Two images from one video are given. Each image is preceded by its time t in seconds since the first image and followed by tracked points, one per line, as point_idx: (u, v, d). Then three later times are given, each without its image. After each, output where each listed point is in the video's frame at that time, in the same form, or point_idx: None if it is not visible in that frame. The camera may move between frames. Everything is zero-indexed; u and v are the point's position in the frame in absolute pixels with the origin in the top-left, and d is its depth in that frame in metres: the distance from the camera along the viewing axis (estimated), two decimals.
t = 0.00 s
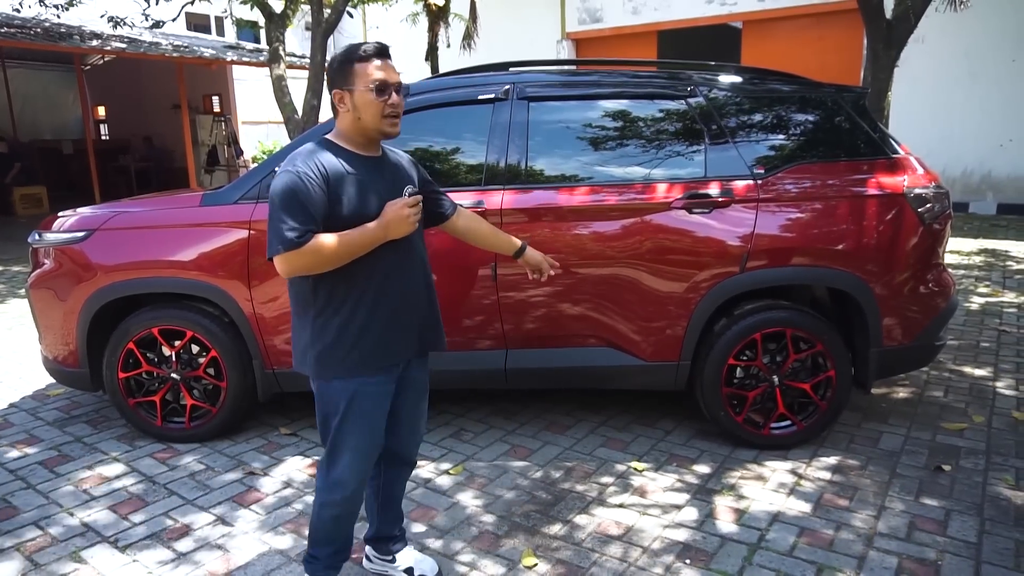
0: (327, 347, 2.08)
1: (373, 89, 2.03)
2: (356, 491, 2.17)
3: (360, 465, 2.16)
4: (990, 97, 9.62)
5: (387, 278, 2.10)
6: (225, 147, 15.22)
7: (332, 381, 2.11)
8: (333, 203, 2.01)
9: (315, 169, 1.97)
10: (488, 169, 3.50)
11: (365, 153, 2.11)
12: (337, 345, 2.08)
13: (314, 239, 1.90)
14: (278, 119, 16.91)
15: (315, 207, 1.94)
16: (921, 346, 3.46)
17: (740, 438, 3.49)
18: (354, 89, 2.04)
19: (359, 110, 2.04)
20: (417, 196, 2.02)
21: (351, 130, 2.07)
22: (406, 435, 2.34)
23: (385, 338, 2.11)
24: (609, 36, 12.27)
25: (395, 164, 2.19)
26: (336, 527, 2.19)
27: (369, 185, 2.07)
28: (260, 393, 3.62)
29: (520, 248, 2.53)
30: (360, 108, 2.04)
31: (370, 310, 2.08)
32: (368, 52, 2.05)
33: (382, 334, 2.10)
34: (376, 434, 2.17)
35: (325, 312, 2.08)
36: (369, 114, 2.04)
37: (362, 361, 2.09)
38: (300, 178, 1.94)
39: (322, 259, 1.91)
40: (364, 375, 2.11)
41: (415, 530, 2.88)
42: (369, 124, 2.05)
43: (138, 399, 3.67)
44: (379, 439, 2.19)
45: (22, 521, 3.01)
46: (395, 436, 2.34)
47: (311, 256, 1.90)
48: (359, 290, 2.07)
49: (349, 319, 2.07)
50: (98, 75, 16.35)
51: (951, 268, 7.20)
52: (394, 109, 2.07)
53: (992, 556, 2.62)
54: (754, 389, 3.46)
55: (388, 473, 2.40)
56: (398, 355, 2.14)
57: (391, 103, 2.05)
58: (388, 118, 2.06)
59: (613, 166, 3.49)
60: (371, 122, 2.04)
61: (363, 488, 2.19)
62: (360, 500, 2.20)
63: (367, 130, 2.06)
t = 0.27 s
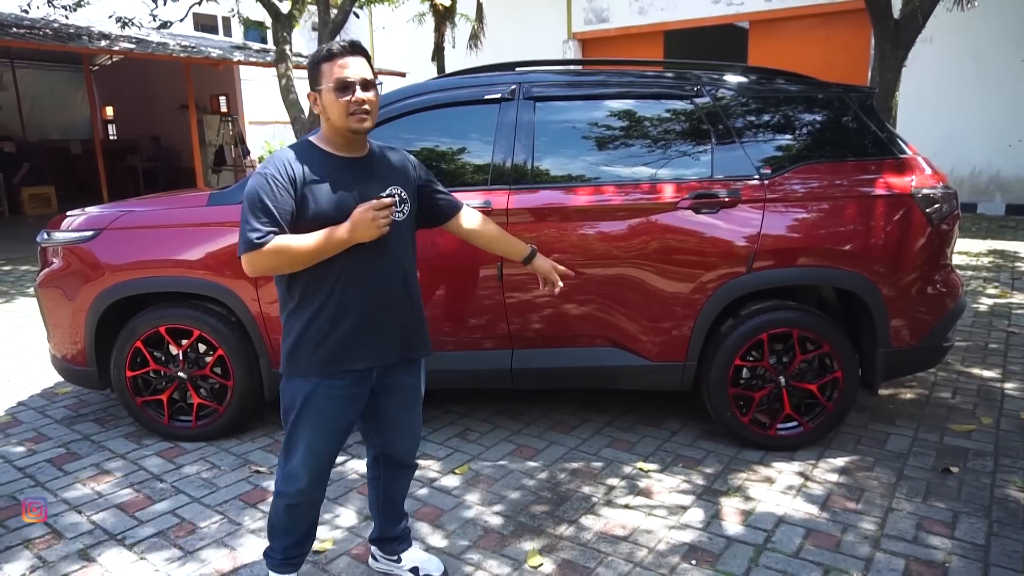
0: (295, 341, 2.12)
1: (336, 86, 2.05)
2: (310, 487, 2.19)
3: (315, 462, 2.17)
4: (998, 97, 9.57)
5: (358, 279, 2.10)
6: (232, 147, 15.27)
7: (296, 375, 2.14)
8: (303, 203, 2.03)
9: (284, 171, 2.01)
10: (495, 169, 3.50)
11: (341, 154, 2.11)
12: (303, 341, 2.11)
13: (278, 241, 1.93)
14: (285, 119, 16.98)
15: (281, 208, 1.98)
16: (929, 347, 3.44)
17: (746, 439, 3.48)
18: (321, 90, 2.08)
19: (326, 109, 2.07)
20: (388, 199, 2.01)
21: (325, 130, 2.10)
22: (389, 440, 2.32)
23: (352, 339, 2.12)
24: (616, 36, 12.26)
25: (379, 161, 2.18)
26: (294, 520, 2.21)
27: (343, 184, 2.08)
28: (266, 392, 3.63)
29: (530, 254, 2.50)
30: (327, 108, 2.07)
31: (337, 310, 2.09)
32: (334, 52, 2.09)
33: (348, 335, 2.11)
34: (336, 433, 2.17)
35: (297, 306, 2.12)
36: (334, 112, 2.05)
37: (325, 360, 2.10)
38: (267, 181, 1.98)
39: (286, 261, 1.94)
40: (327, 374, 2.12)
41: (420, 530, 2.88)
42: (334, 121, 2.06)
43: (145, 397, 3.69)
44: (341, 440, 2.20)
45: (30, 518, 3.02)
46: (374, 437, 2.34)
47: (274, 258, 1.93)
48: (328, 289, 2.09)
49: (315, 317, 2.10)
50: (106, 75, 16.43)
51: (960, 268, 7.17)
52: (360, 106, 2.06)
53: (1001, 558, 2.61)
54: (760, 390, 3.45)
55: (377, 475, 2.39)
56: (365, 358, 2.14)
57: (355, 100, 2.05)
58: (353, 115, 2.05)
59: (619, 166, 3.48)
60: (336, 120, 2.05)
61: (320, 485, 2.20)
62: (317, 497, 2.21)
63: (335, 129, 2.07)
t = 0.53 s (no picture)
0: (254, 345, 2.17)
1: (286, 88, 2.07)
2: (292, 487, 2.20)
3: (287, 463, 2.18)
4: (1006, 97, 9.53)
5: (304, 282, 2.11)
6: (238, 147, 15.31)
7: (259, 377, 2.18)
8: (253, 206, 2.09)
9: (235, 177, 2.09)
10: (500, 170, 3.50)
11: (298, 156, 2.13)
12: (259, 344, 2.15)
13: (222, 245, 2.02)
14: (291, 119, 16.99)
15: (228, 213, 2.07)
16: (936, 349, 3.43)
17: (752, 440, 3.47)
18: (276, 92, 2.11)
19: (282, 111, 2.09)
20: (329, 203, 1.98)
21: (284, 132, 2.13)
22: (369, 443, 2.28)
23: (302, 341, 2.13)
24: (621, 36, 12.24)
25: (335, 163, 2.15)
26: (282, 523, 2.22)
27: (290, 188, 2.09)
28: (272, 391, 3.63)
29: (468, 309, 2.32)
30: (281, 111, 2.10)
31: (286, 313, 2.12)
32: (288, 53, 2.11)
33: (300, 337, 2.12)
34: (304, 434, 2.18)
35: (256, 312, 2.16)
36: (287, 114, 2.07)
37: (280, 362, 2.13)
38: (220, 187, 2.08)
39: (230, 265, 2.02)
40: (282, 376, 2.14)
41: (425, 531, 2.88)
42: (287, 123, 2.08)
43: (151, 397, 3.70)
44: (310, 441, 2.20)
45: (37, 517, 3.04)
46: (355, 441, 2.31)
47: (220, 261, 2.02)
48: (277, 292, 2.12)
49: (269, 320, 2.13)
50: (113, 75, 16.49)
51: (967, 269, 7.14)
52: (311, 107, 2.06)
53: (1008, 561, 2.60)
54: (766, 391, 3.44)
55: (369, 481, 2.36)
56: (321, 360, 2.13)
57: (305, 101, 2.06)
58: (303, 117, 2.06)
59: (625, 166, 3.48)
60: (289, 122, 2.07)
61: (300, 483, 2.21)
62: (303, 497, 2.22)
63: (289, 131, 2.09)
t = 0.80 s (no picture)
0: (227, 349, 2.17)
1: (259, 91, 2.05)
2: (275, 486, 2.21)
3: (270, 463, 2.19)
4: (1010, 97, 9.50)
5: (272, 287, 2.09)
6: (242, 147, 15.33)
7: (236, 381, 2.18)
8: (220, 207, 2.09)
9: (204, 177, 2.09)
10: (504, 170, 3.50)
11: (268, 159, 2.11)
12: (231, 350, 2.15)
13: (187, 244, 2.03)
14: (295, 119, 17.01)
15: (195, 213, 2.08)
16: (941, 351, 3.42)
17: (756, 441, 3.47)
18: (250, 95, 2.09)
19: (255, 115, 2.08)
20: (293, 210, 1.96)
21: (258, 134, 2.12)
22: (350, 444, 2.27)
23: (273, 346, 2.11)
24: (625, 36, 12.24)
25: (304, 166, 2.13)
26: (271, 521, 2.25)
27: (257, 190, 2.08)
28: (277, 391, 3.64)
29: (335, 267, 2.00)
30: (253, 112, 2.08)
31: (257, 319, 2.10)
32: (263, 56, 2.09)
33: (267, 342, 2.10)
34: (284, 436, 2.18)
35: (228, 315, 2.17)
36: (260, 119, 2.06)
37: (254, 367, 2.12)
38: (191, 187, 2.09)
39: (194, 263, 2.02)
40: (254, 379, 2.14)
41: (428, 531, 2.88)
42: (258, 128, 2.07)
43: (155, 397, 3.71)
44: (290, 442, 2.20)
45: (41, 517, 3.04)
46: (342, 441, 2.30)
47: (183, 259, 2.03)
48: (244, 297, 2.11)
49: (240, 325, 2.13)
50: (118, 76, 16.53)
51: (971, 270, 7.12)
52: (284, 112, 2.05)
53: (1013, 564, 2.59)
54: (770, 392, 3.44)
55: (359, 487, 2.34)
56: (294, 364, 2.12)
57: (278, 105, 2.04)
58: (275, 121, 2.04)
59: (629, 167, 3.48)
60: (261, 125, 2.05)
61: (284, 483, 2.22)
62: (289, 498, 2.23)
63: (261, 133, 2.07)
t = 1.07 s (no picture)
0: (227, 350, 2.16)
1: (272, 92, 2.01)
2: (279, 486, 2.23)
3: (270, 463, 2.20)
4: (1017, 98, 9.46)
5: (272, 288, 2.08)
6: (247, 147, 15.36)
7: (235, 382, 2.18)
8: (224, 210, 2.08)
9: (208, 179, 2.07)
10: (508, 172, 3.50)
11: (269, 159, 2.11)
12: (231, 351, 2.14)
13: (191, 245, 2.00)
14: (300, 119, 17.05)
15: (198, 215, 2.05)
16: (947, 353, 3.41)
17: (760, 443, 3.47)
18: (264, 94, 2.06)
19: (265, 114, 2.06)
20: (297, 209, 1.97)
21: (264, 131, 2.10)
22: (351, 444, 2.28)
23: (274, 349, 2.10)
24: (630, 37, 12.23)
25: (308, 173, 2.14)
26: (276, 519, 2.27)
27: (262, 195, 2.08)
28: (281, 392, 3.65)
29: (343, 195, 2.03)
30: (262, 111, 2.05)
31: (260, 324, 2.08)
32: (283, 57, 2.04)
33: (273, 345, 2.09)
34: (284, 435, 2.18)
35: (229, 318, 2.14)
36: (269, 119, 2.04)
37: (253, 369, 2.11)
38: (194, 187, 2.07)
39: (197, 264, 2.00)
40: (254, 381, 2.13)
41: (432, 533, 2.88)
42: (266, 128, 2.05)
43: (161, 397, 3.73)
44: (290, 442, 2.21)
45: (48, 517, 3.06)
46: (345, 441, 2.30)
47: (186, 260, 2.00)
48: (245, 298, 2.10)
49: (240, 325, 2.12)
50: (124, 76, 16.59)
51: (978, 272, 7.09)
52: (292, 118, 2.02)
53: (1019, 568, 2.58)
54: (775, 394, 3.43)
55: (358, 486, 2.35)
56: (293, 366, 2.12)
57: (288, 110, 2.01)
58: (283, 126, 2.02)
59: (633, 169, 3.48)
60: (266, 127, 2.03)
61: (287, 482, 2.24)
62: (292, 497, 2.25)
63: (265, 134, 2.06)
